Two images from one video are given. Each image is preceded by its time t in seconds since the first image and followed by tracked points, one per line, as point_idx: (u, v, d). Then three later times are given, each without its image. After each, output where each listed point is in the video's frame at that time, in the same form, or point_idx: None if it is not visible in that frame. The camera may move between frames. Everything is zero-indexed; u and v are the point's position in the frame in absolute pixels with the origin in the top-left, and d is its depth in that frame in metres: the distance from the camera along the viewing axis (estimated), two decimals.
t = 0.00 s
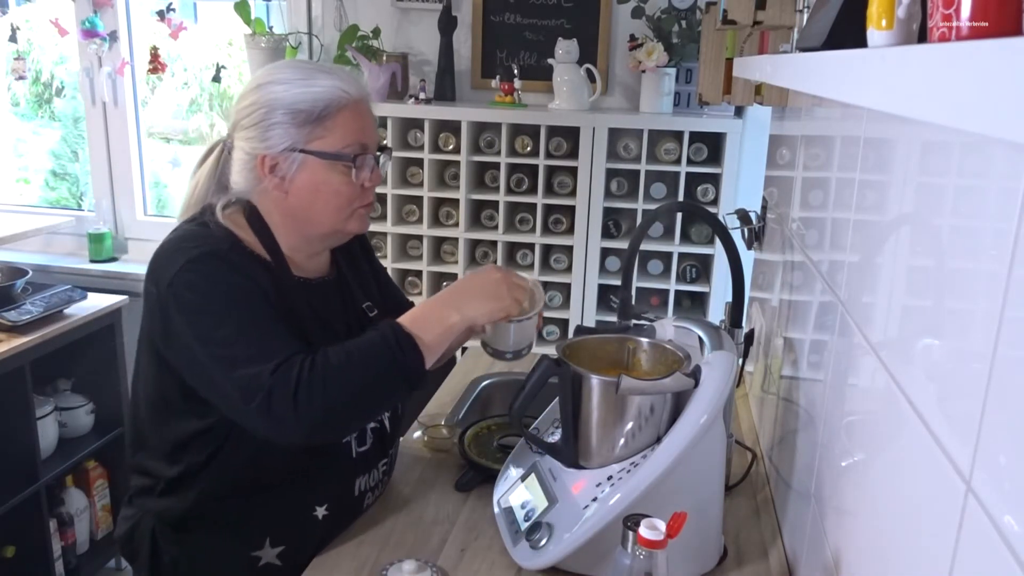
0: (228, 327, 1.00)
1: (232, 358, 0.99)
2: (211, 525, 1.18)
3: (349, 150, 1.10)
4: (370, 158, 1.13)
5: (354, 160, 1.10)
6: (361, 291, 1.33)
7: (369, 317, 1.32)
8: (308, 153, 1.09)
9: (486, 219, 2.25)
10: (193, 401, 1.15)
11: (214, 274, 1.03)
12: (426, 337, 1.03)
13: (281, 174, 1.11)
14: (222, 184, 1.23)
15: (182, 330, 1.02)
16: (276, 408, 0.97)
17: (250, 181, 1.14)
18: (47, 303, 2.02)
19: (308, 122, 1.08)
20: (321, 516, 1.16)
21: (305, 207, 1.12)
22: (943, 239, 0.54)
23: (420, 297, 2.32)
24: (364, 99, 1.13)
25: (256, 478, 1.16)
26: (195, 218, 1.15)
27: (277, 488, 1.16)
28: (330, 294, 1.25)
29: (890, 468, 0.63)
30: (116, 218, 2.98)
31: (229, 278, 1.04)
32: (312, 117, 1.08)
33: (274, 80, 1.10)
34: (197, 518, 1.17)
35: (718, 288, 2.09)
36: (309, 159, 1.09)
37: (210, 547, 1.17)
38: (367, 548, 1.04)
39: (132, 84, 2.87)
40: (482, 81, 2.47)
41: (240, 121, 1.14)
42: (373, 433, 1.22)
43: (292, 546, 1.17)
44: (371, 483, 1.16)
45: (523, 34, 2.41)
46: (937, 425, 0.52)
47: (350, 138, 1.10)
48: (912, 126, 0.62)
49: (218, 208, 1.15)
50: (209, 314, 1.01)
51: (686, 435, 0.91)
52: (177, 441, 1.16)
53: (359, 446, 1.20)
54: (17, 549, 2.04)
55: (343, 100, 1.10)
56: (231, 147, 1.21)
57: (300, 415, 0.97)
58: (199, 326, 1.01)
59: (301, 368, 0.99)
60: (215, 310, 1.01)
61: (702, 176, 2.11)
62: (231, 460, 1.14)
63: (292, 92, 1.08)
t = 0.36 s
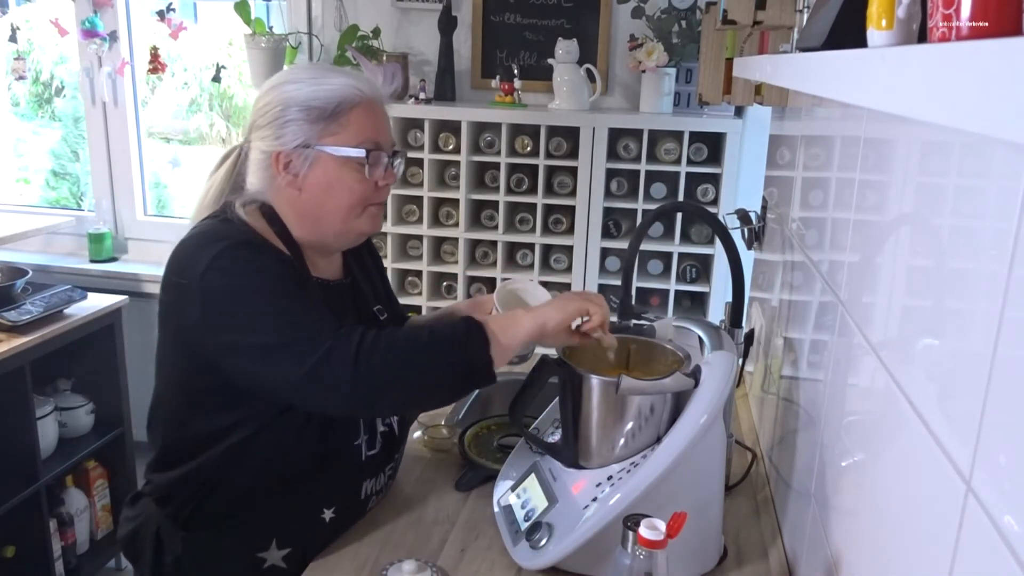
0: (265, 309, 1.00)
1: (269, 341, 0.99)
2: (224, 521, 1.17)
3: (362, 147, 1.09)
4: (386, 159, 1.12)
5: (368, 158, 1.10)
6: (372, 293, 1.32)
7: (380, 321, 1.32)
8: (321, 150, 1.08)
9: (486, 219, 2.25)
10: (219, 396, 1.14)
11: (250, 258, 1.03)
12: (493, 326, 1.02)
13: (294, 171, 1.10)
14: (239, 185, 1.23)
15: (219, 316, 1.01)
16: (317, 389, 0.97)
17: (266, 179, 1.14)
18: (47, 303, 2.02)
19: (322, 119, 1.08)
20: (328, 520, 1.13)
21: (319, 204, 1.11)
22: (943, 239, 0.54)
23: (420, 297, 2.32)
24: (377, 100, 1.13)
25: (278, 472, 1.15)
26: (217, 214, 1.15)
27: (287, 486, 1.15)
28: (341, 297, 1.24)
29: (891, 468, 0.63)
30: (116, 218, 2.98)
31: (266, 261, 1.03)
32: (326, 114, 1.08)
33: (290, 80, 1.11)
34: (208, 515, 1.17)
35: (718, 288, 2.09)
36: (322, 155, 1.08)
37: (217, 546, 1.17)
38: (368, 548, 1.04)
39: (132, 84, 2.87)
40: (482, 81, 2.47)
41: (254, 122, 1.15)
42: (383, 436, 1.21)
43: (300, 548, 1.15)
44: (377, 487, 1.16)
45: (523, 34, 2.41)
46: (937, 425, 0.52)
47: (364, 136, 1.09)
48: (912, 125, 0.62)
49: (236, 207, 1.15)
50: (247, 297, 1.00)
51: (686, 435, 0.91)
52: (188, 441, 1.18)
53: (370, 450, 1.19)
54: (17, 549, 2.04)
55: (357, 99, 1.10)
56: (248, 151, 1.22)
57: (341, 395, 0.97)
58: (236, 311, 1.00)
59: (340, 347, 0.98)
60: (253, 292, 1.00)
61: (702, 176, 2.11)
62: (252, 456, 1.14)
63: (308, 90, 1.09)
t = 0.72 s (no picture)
0: (260, 304, 1.00)
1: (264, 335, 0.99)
2: (224, 520, 1.16)
3: (366, 148, 1.09)
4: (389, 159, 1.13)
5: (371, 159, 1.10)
6: (372, 295, 1.32)
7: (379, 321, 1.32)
8: (325, 149, 1.09)
9: (486, 219, 2.25)
10: (220, 396, 1.14)
11: (245, 254, 1.03)
12: (494, 324, 1.02)
13: (297, 170, 1.11)
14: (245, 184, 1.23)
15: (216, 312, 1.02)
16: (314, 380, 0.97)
17: (268, 177, 1.14)
18: (47, 303, 2.02)
19: (329, 118, 1.09)
20: (327, 518, 1.12)
21: (320, 204, 1.11)
22: (943, 239, 0.54)
23: (420, 297, 2.32)
24: (383, 103, 1.14)
25: (277, 471, 1.14)
26: (218, 213, 1.14)
27: (285, 485, 1.15)
28: (342, 296, 1.24)
29: (890, 467, 0.63)
30: (116, 218, 2.98)
31: (262, 257, 1.04)
32: (331, 114, 1.08)
33: (296, 79, 1.11)
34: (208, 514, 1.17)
35: (718, 288, 2.09)
36: (325, 154, 1.08)
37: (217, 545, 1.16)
38: (369, 548, 1.04)
39: (132, 84, 2.87)
40: (482, 82, 2.47)
41: (258, 121, 1.15)
42: (382, 435, 1.21)
43: (299, 548, 1.14)
44: (376, 486, 1.16)
45: (523, 34, 2.41)
46: (937, 424, 0.52)
47: (369, 137, 1.10)
48: (912, 125, 0.62)
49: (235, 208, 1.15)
50: (242, 292, 1.01)
51: (687, 435, 0.91)
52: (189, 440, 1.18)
53: (369, 449, 1.18)
54: (17, 549, 2.04)
55: (362, 100, 1.11)
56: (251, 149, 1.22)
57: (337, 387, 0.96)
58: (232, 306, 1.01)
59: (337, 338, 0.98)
60: (249, 287, 1.01)
61: (702, 176, 2.11)
62: (251, 454, 1.14)
63: (315, 89, 1.09)
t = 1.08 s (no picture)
0: (202, 349, 1.01)
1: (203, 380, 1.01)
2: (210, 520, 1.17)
3: (337, 145, 1.10)
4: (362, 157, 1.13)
5: (342, 156, 1.11)
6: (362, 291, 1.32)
7: (370, 318, 1.32)
8: (296, 148, 1.10)
9: (486, 219, 2.25)
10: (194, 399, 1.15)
11: (188, 276, 1.04)
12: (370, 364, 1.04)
13: (270, 169, 1.12)
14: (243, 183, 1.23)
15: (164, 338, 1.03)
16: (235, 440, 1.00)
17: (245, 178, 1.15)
18: (46, 302, 2.02)
19: (301, 116, 1.09)
20: (318, 515, 1.15)
21: (294, 203, 1.12)
22: (943, 240, 0.54)
23: (420, 297, 2.32)
24: (357, 98, 1.14)
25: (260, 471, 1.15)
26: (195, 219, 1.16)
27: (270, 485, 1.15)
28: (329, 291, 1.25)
29: (890, 468, 0.63)
30: (116, 218, 2.98)
31: (210, 291, 1.04)
32: (302, 112, 1.09)
33: (272, 76, 1.12)
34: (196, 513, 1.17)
35: (718, 288, 2.09)
36: (297, 153, 1.10)
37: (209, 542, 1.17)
38: (368, 548, 1.04)
39: (132, 84, 2.87)
40: (482, 81, 2.47)
41: (235, 118, 1.15)
42: (374, 433, 1.22)
43: (290, 546, 1.15)
44: (370, 483, 1.17)
45: (523, 34, 2.41)
46: (937, 424, 0.52)
47: (340, 134, 1.10)
48: (912, 125, 0.62)
49: (215, 211, 1.17)
50: (188, 326, 1.02)
51: (687, 435, 0.91)
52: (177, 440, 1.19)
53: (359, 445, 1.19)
54: (17, 549, 2.04)
55: (336, 97, 1.11)
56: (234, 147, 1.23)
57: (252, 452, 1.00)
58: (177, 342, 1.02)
59: (262, 397, 1.01)
60: (195, 324, 1.02)
61: (702, 176, 2.11)
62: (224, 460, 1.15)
63: (289, 86, 1.10)
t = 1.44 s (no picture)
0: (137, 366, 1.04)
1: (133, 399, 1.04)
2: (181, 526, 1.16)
3: (289, 146, 1.12)
4: (315, 156, 1.14)
5: (294, 158, 1.13)
6: (344, 289, 1.33)
7: (351, 316, 1.31)
8: (250, 150, 1.12)
9: (486, 219, 2.25)
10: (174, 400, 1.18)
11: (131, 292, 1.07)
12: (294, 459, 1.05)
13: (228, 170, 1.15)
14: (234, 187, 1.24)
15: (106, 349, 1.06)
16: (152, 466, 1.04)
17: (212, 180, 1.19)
18: (46, 303, 2.02)
19: (254, 118, 1.12)
20: (295, 513, 1.19)
21: (252, 205, 1.15)
22: (942, 240, 0.54)
23: (420, 297, 2.32)
24: (318, 98, 1.15)
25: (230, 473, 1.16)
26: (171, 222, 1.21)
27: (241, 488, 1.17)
28: (304, 290, 1.25)
29: (889, 468, 0.63)
30: (116, 218, 2.98)
31: (151, 311, 1.06)
32: (257, 113, 1.12)
33: (235, 77, 1.15)
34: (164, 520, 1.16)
35: (718, 288, 2.09)
36: (251, 155, 1.12)
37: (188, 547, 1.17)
38: (367, 548, 1.04)
39: (132, 84, 2.86)
40: (482, 81, 2.47)
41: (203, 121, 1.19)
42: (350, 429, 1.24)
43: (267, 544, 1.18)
44: (352, 481, 1.23)
45: (523, 34, 2.41)
46: (937, 424, 0.52)
47: (292, 135, 1.12)
48: (912, 125, 0.62)
49: (187, 215, 1.23)
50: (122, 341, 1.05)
51: (687, 435, 0.91)
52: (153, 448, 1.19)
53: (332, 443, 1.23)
54: (17, 549, 2.03)
55: (289, 97, 1.12)
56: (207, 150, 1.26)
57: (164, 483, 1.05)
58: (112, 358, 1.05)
59: (179, 434, 1.06)
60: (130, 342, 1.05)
61: (702, 175, 2.11)
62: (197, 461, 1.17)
63: (246, 88, 1.12)
